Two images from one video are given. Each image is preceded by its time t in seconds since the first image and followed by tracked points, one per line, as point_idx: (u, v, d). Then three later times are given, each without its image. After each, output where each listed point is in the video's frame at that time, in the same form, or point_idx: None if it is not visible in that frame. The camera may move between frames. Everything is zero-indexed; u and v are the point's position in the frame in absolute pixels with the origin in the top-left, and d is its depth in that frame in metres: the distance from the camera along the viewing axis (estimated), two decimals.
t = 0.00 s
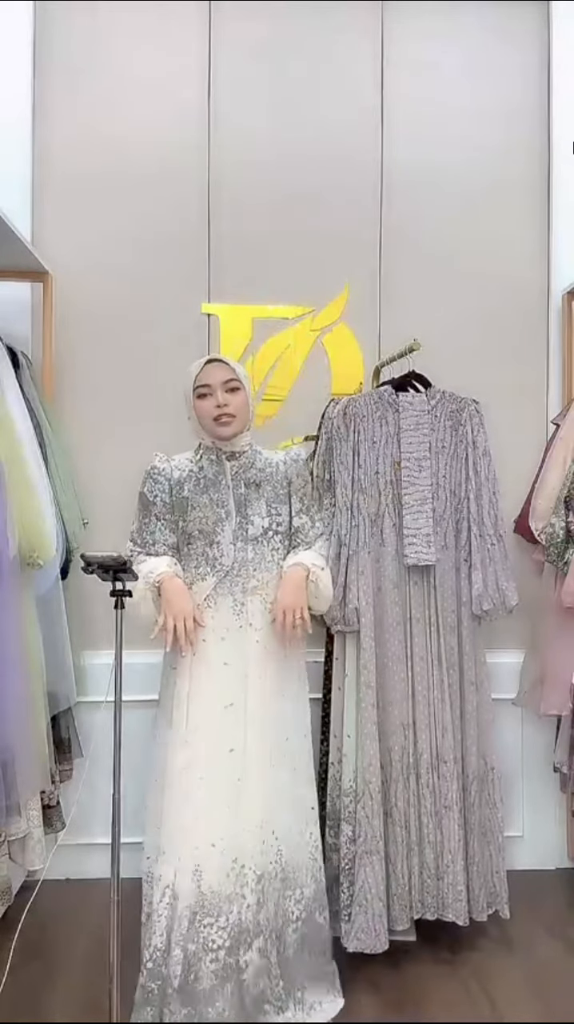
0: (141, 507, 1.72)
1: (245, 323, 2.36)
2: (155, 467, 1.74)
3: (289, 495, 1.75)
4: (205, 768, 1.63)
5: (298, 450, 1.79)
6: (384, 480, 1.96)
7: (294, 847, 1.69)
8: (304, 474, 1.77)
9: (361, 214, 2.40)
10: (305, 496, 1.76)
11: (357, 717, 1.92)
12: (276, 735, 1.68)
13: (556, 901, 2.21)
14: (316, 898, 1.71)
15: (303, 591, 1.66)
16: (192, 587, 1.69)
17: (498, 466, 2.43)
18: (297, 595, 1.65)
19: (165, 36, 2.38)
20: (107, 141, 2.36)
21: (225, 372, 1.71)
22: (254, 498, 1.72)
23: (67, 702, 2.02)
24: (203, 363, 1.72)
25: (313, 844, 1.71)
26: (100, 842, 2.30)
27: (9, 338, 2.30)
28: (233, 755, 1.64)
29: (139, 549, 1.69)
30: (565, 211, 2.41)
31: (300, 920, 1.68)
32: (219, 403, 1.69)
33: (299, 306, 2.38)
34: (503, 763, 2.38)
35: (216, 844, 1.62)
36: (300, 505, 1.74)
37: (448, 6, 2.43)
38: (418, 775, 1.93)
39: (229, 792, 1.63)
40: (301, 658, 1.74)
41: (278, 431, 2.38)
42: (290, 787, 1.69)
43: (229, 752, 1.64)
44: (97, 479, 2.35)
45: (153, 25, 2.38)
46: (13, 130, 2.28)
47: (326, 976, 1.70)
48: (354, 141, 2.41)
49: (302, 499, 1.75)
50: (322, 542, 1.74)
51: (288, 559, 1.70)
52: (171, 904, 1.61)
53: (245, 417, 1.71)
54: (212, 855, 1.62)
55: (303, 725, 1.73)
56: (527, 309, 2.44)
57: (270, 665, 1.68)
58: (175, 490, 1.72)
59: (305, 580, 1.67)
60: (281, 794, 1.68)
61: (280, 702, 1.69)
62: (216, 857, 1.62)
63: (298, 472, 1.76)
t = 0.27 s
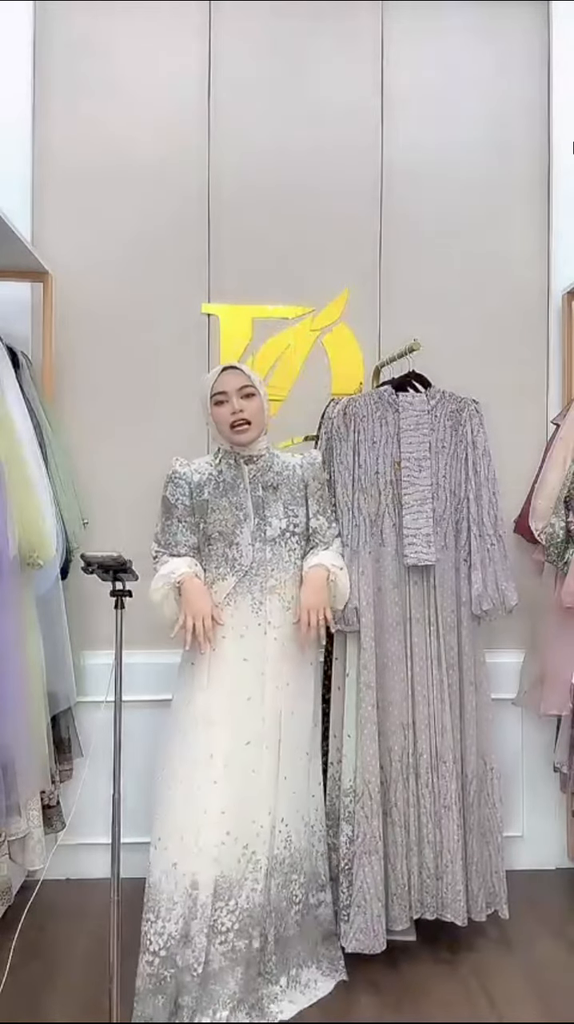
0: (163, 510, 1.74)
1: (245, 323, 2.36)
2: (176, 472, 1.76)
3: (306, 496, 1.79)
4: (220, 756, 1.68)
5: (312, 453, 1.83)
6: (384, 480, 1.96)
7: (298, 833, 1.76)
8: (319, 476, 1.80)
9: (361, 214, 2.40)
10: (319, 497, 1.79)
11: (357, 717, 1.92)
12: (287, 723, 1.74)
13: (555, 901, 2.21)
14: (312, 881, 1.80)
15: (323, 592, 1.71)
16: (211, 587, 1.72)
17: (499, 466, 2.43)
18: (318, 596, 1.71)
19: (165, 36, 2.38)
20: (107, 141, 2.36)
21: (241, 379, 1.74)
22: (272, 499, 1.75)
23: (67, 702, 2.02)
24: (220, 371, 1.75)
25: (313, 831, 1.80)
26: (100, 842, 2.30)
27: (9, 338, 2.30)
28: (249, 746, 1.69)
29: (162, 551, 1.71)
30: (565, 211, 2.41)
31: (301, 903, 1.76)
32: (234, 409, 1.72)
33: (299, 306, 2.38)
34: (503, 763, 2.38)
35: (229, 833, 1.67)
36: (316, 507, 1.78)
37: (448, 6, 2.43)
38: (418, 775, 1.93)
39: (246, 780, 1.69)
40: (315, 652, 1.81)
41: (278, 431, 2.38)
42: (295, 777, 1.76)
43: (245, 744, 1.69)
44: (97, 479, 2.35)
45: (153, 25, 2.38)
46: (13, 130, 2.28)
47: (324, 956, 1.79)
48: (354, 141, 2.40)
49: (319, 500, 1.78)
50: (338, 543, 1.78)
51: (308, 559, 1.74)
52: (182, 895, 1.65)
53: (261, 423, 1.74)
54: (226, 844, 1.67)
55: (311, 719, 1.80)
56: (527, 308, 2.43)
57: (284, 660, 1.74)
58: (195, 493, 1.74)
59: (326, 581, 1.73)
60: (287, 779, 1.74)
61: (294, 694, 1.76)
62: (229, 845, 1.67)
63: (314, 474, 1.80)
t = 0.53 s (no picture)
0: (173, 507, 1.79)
1: (245, 323, 2.36)
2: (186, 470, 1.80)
3: (312, 499, 1.80)
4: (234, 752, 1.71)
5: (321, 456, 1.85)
6: (384, 480, 1.96)
7: (306, 830, 1.79)
8: (327, 479, 1.81)
9: (361, 214, 2.40)
10: (327, 499, 1.80)
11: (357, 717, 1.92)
12: (296, 720, 1.77)
13: (555, 901, 2.21)
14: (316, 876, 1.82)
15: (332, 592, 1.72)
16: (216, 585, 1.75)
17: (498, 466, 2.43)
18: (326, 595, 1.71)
19: (165, 36, 2.38)
20: (107, 141, 2.36)
21: (249, 383, 1.74)
22: (276, 500, 1.77)
23: (68, 702, 2.02)
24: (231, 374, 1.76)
25: (318, 828, 1.83)
26: (99, 843, 2.30)
27: (9, 338, 2.30)
28: (258, 742, 1.71)
29: (170, 548, 1.76)
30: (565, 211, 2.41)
31: (305, 898, 1.78)
32: (239, 414, 1.73)
33: (299, 306, 2.38)
34: (503, 763, 2.38)
35: (244, 824, 1.70)
36: (322, 509, 1.79)
37: (449, 6, 2.43)
38: (418, 775, 1.93)
39: (257, 776, 1.71)
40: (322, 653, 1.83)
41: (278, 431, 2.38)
42: (302, 773, 1.78)
43: (254, 738, 1.72)
44: (97, 479, 2.35)
45: (153, 25, 2.38)
46: (13, 130, 2.28)
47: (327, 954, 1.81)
48: (354, 141, 2.40)
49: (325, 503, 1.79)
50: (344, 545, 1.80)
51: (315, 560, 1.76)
52: (198, 877, 1.69)
53: (266, 429, 1.74)
54: (239, 837, 1.70)
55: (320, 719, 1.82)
56: (528, 308, 2.44)
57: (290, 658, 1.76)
58: (203, 492, 1.78)
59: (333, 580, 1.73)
60: (292, 775, 1.76)
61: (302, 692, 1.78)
62: (242, 839, 1.70)
63: (321, 477, 1.81)
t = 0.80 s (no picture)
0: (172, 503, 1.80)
1: (245, 323, 2.36)
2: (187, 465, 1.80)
3: (304, 498, 1.75)
4: (224, 749, 1.67)
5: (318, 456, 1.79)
6: (384, 480, 1.96)
7: (304, 837, 1.73)
8: (321, 479, 1.76)
9: (361, 214, 2.40)
10: (324, 502, 1.75)
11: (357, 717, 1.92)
12: (289, 723, 1.71)
13: (555, 901, 2.21)
14: (317, 888, 1.76)
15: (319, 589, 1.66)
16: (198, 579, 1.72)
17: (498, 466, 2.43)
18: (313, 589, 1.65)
19: (165, 36, 2.38)
20: (107, 141, 2.36)
21: (242, 384, 1.70)
22: (265, 499, 1.72)
23: (67, 702, 2.02)
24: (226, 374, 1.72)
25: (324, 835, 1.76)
26: (99, 843, 2.30)
27: (9, 338, 2.30)
28: (244, 739, 1.67)
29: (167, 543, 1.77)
30: (566, 210, 2.41)
31: (303, 905, 1.72)
32: (230, 416, 1.69)
33: (299, 306, 2.38)
34: (503, 763, 2.38)
35: (237, 821, 1.67)
36: (314, 509, 1.73)
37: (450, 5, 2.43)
38: (419, 775, 1.93)
39: (247, 775, 1.67)
40: (318, 656, 1.77)
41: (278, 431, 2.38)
42: (300, 779, 1.72)
43: (239, 735, 1.68)
44: (97, 479, 2.36)
45: (153, 24, 2.38)
46: (14, 130, 2.28)
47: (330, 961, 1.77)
48: (354, 141, 2.41)
49: (317, 504, 1.73)
50: (337, 547, 1.73)
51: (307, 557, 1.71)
52: (194, 867, 1.69)
53: (257, 432, 1.69)
54: (233, 830, 1.66)
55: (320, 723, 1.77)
56: (527, 308, 2.43)
57: (278, 658, 1.70)
58: (197, 489, 1.77)
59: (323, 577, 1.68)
60: (279, 776, 1.69)
61: (294, 694, 1.72)
62: (237, 832, 1.66)
63: (316, 477, 1.75)
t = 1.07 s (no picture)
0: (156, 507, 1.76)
1: (245, 323, 2.36)
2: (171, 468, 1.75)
3: (289, 500, 1.69)
4: (200, 757, 1.62)
5: (305, 457, 1.74)
6: (383, 480, 1.96)
7: (293, 853, 1.66)
8: (307, 479, 1.70)
9: (361, 214, 2.40)
10: (310, 503, 1.68)
11: (356, 716, 1.92)
12: (280, 733, 1.66)
13: (555, 901, 2.21)
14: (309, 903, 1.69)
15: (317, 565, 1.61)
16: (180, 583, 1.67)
17: (499, 466, 2.43)
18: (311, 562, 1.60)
19: (165, 36, 2.38)
20: (107, 140, 2.36)
21: (226, 389, 1.64)
22: (250, 501, 1.67)
23: (67, 702, 2.02)
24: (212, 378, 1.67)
25: (308, 845, 1.70)
26: (99, 843, 2.30)
27: (9, 338, 2.31)
28: (221, 745, 1.62)
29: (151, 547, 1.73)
30: (566, 210, 2.41)
31: (296, 914, 1.66)
32: (215, 421, 1.64)
33: (299, 306, 2.38)
34: (503, 763, 2.38)
35: (208, 826, 1.61)
36: (300, 510, 1.67)
37: (450, 4, 2.42)
38: (418, 774, 1.93)
39: (228, 785, 1.62)
40: (307, 664, 1.71)
41: (278, 430, 2.38)
42: (290, 789, 1.66)
43: (218, 743, 1.63)
44: (97, 479, 2.36)
45: (154, 24, 2.38)
46: (13, 130, 2.28)
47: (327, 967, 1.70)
48: (355, 141, 2.41)
49: (303, 505, 1.67)
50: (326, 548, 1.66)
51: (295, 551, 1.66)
52: (175, 878, 1.61)
53: (243, 437, 1.64)
54: (204, 838, 1.60)
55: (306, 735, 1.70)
56: (527, 308, 2.43)
57: (261, 664, 1.65)
58: (182, 492, 1.72)
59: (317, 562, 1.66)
60: (266, 790, 1.63)
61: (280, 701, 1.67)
62: (209, 842, 1.60)
63: (301, 478, 1.69)
